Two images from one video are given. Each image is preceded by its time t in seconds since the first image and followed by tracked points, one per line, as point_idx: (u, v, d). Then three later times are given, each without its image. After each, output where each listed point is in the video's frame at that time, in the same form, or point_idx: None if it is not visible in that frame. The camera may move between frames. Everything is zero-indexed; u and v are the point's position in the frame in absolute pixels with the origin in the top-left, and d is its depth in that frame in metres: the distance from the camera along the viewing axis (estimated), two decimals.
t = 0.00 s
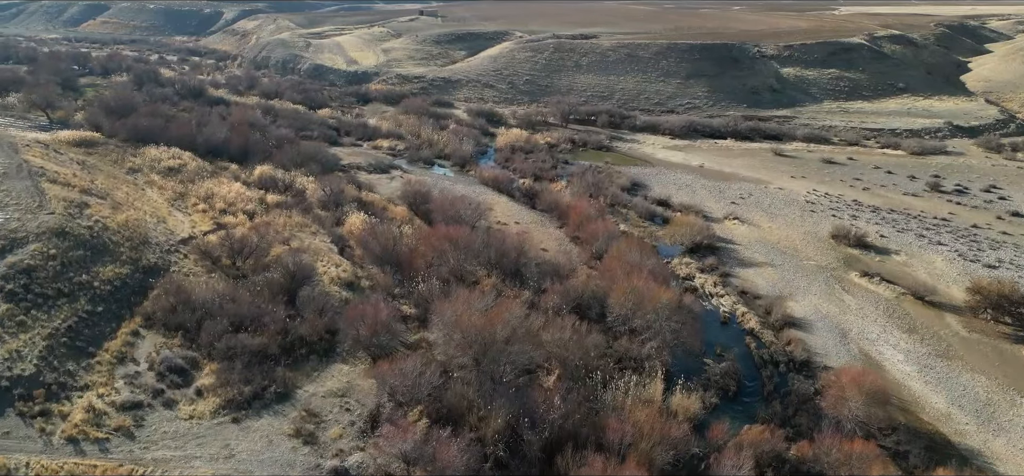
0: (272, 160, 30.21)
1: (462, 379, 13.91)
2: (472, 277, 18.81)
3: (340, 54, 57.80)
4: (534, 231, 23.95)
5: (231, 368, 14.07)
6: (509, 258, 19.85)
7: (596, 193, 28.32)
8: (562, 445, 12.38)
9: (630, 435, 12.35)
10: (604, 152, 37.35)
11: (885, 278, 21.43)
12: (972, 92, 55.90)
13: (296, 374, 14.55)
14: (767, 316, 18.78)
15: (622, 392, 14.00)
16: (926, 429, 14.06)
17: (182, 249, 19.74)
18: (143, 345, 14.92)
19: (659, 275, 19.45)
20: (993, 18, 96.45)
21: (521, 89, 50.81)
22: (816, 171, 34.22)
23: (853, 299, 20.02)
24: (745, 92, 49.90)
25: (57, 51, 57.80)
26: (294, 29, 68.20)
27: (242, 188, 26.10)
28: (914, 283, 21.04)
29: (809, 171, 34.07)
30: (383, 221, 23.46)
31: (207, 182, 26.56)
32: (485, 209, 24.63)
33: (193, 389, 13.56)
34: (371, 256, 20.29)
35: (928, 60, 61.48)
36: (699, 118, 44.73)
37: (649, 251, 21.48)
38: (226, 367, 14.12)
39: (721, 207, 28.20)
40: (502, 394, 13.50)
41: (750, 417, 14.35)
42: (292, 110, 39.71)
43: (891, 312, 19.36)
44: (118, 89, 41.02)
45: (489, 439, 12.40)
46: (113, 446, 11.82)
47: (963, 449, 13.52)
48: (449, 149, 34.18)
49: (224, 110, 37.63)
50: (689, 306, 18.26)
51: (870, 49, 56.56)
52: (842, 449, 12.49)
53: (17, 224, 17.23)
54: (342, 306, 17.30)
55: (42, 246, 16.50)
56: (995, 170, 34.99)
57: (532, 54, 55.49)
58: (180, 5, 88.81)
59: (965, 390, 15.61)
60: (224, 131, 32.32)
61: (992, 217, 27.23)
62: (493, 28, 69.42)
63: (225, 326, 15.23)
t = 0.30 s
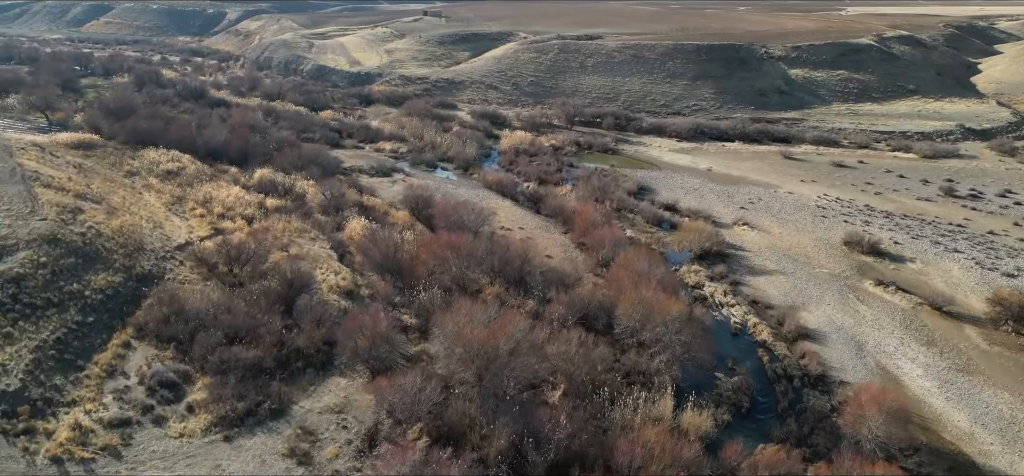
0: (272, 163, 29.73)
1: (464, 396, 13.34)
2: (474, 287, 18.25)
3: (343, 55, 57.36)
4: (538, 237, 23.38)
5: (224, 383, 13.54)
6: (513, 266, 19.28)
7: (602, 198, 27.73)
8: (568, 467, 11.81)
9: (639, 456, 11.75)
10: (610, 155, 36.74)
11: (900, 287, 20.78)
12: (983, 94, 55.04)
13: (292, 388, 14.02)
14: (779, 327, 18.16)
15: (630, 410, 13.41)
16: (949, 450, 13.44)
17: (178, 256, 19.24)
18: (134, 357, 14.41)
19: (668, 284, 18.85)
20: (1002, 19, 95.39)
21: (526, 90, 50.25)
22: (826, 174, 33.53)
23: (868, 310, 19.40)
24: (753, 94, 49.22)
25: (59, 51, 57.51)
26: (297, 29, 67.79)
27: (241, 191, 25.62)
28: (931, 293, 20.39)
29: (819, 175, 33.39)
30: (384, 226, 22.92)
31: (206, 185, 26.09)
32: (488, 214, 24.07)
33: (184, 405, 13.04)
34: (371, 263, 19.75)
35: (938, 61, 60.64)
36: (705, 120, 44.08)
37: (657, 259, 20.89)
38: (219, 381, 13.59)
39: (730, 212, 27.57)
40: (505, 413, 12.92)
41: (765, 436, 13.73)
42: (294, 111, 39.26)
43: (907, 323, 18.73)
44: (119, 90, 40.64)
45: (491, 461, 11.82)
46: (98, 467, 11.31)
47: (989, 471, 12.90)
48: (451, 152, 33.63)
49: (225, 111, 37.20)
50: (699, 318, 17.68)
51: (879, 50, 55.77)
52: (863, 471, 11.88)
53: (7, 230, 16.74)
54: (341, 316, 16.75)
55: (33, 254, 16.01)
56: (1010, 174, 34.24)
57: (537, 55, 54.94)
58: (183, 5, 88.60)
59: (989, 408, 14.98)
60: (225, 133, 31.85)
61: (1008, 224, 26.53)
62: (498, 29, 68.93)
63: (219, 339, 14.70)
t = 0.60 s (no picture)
0: (273, 166, 29.27)
1: (466, 415, 12.78)
2: (477, 297, 17.72)
3: (347, 55, 56.92)
4: (544, 243, 22.81)
5: (217, 399, 13.02)
6: (518, 275, 18.73)
7: (609, 203, 27.14)
8: None
9: None
10: (616, 158, 36.11)
11: (918, 297, 20.09)
12: (996, 96, 54.13)
13: (288, 404, 13.50)
14: (793, 339, 17.55)
15: (640, 429, 12.82)
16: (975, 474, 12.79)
17: (174, 263, 18.74)
18: (125, 370, 13.91)
19: (678, 295, 18.24)
20: (1013, 19, 94.14)
21: (531, 91, 49.68)
22: (838, 178, 32.83)
23: (884, 321, 18.76)
24: (761, 95, 48.50)
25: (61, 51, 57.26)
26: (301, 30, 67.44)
27: (241, 196, 25.13)
28: (951, 303, 19.70)
29: (830, 179, 32.68)
30: (385, 232, 22.40)
31: (205, 189, 25.63)
32: (492, 220, 23.52)
33: (174, 423, 12.52)
34: (372, 271, 19.19)
35: (949, 63, 59.73)
36: (713, 123, 43.41)
37: (666, 268, 20.30)
38: (212, 396, 13.07)
39: (739, 217, 26.93)
40: (510, 434, 12.34)
41: (782, 456, 13.12)
42: (296, 113, 38.81)
43: (926, 336, 18.06)
44: (121, 91, 40.27)
45: None
46: None
47: None
48: (455, 155, 33.11)
49: (226, 113, 36.74)
50: (710, 330, 17.09)
51: (889, 52, 54.93)
52: None
53: None
54: (340, 326, 16.22)
55: (23, 262, 15.51)
56: None
57: (542, 56, 54.37)
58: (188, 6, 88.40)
59: (1016, 428, 14.29)
60: (226, 135, 31.42)
61: None
62: (503, 29, 68.41)
63: (213, 351, 14.19)
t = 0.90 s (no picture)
0: (275, 169, 28.81)
1: (468, 435, 12.21)
2: (481, 308, 17.16)
3: (352, 56, 56.50)
4: (550, 250, 22.25)
5: (209, 415, 12.52)
6: (522, 284, 18.15)
7: (616, 208, 26.54)
8: None
9: None
10: (623, 161, 35.50)
11: (937, 308, 19.41)
12: (1008, 98, 53.21)
13: (283, 421, 13.00)
14: (808, 352, 16.91)
15: (651, 450, 12.23)
16: None
17: (170, 270, 18.26)
18: (116, 384, 13.43)
19: (688, 307, 17.63)
20: None
21: (536, 93, 49.12)
22: (850, 183, 32.13)
23: (903, 334, 18.10)
24: (770, 97, 47.80)
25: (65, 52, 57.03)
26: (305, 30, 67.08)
27: (241, 200, 24.67)
28: (971, 315, 19.01)
29: (842, 183, 31.98)
30: (388, 238, 21.89)
31: (205, 192, 25.19)
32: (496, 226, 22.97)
33: (163, 441, 12.03)
34: (373, 279, 18.65)
35: (961, 64, 58.81)
36: (722, 125, 42.74)
37: (675, 277, 19.70)
38: (204, 413, 12.58)
39: (750, 223, 26.28)
40: (514, 456, 11.77)
41: None
42: (299, 115, 38.37)
43: (947, 349, 17.38)
44: (122, 92, 39.93)
45: None
46: None
47: None
48: (460, 158, 32.59)
49: (228, 115, 36.33)
50: (722, 343, 16.49)
51: (900, 53, 54.09)
52: None
53: None
54: (339, 337, 15.70)
55: (12, 270, 15.05)
56: None
57: (548, 57, 53.80)
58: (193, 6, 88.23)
59: None
60: (227, 138, 31.00)
61: None
62: (508, 30, 67.86)
63: (207, 365, 13.67)
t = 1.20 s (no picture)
0: (277, 172, 28.36)
1: (471, 456, 11.65)
2: (485, 319, 16.61)
3: (356, 57, 56.08)
4: (556, 257, 21.69)
5: (202, 433, 12.03)
6: (528, 293, 17.57)
7: (624, 213, 25.94)
8: None
9: None
10: (631, 164, 34.88)
11: (958, 320, 18.69)
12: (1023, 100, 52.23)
13: (279, 439, 12.49)
14: (825, 366, 16.27)
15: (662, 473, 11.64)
16: None
17: (166, 276, 17.78)
18: (107, 399, 12.95)
19: (699, 319, 17.04)
20: None
21: (542, 94, 48.53)
22: (863, 187, 31.40)
23: (923, 347, 17.41)
24: (780, 99, 47.05)
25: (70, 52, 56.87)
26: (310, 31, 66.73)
27: (241, 203, 24.22)
28: (994, 327, 18.28)
29: (855, 188, 31.25)
30: (390, 244, 21.37)
31: (205, 196, 24.76)
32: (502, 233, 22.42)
33: (153, 462, 11.55)
34: (374, 287, 18.12)
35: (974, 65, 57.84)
36: (731, 127, 42.05)
37: (686, 287, 19.11)
38: (197, 431, 12.08)
39: (762, 229, 25.62)
40: None
41: None
42: (303, 116, 37.93)
43: (970, 364, 16.68)
44: (125, 93, 39.61)
45: None
46: None
47: None
48: (464, 161, 32.06)
49: (230, 116, 35.92)
50: (735, 356, 15.88)
51: (913, 54, 53.19)
52: None
53: None
54: (338, 349, 15.17)
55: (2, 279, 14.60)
56: None
57: (554, 58, 53.21)
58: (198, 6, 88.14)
59: None
60: (228, 140, 30.56)
61: None
62: (514, 30, 67.29)
63: (200, 379, 13.16)
